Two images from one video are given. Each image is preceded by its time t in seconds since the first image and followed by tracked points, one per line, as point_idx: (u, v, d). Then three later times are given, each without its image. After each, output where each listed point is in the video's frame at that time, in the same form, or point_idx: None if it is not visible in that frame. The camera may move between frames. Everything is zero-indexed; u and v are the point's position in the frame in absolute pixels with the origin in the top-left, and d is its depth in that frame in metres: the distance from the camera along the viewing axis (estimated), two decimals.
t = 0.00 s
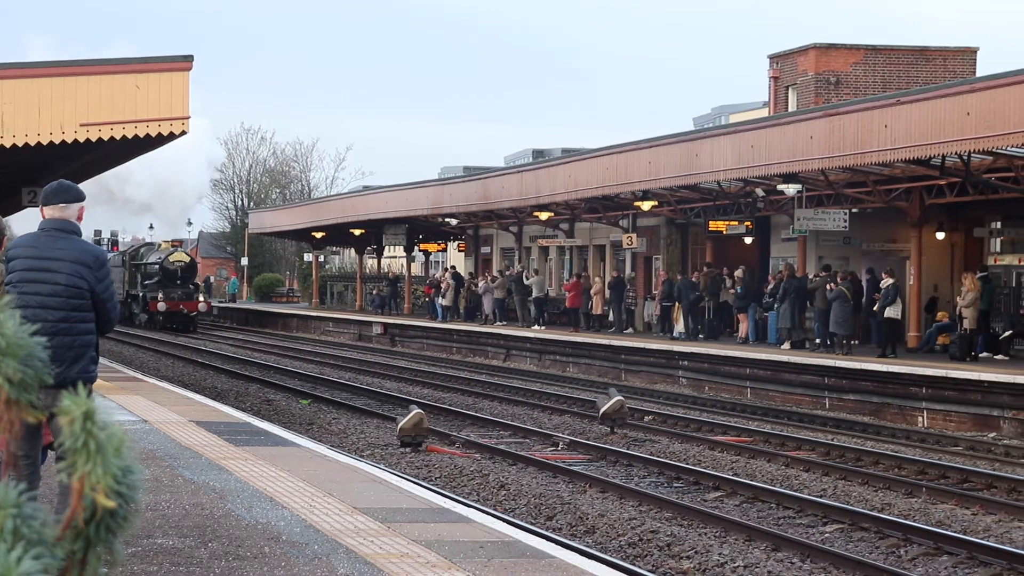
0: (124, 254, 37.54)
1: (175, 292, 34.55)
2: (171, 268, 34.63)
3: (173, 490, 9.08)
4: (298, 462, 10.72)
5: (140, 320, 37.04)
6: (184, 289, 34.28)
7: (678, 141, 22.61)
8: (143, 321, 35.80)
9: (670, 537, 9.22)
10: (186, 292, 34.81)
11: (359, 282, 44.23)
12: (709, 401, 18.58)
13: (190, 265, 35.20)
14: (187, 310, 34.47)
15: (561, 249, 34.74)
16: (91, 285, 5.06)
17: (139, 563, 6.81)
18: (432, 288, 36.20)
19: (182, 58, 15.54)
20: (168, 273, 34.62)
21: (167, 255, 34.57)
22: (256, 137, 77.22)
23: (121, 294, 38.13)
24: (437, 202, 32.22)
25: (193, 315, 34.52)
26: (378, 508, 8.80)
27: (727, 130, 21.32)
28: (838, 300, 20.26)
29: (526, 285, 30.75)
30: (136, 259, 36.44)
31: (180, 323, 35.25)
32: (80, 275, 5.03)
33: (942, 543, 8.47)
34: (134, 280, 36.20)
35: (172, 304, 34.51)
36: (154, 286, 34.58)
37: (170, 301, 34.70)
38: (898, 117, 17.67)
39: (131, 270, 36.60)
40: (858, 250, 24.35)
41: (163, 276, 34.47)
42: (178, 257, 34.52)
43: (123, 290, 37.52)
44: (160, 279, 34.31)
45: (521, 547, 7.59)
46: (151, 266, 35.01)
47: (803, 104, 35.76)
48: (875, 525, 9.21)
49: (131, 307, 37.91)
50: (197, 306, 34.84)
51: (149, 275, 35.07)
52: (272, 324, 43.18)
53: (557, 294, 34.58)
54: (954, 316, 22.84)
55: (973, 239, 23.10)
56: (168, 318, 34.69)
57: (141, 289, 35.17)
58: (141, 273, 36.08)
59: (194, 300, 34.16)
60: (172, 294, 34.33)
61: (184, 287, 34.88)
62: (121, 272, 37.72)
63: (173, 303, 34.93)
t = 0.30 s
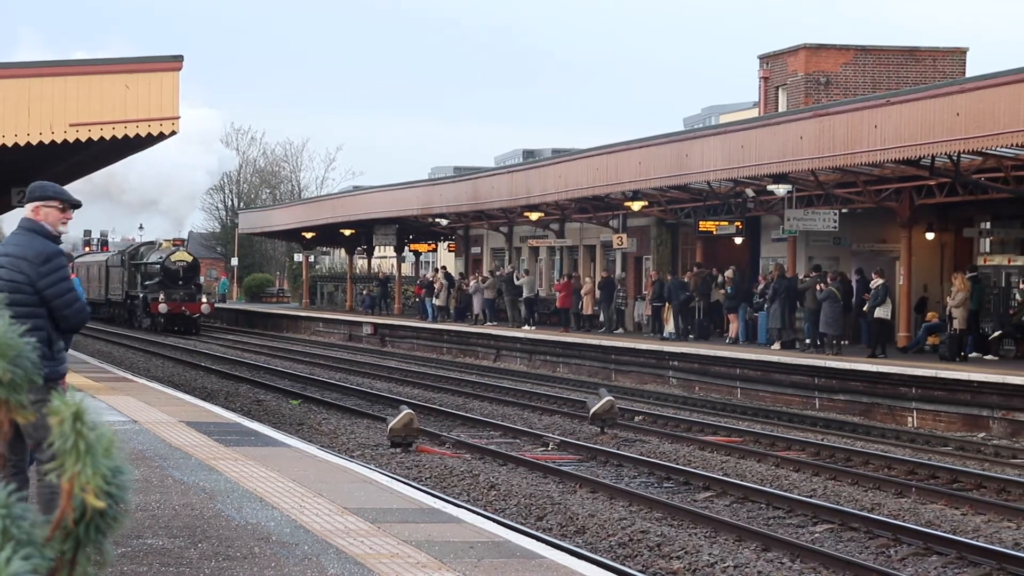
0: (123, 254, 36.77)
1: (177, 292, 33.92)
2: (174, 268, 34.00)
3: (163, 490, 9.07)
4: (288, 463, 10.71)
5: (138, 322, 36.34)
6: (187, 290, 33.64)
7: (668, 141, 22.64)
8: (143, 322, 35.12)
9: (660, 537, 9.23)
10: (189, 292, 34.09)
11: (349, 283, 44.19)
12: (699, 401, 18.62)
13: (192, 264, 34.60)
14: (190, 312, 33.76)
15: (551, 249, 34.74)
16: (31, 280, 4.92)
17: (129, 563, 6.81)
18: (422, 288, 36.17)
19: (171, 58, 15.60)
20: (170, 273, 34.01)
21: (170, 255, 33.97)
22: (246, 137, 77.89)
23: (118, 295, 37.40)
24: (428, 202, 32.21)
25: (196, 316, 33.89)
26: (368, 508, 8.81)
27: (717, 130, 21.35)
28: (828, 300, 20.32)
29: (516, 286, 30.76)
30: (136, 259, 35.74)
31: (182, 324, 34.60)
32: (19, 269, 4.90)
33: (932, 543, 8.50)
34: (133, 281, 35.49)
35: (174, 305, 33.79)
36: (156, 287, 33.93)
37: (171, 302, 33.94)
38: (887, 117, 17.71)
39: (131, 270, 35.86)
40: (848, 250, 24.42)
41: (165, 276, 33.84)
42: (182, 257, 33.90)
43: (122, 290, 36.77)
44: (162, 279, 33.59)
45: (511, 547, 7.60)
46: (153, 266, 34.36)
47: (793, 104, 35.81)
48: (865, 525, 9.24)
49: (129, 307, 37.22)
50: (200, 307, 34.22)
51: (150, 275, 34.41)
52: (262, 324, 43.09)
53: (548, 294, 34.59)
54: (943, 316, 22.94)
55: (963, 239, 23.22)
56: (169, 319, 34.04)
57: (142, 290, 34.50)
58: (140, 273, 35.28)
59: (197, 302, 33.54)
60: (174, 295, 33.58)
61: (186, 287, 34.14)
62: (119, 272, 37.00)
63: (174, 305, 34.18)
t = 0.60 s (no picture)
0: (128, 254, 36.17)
1: (186, 294, 33.40)
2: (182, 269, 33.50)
3: (159, 491, 9.08)
4: (285, 463, 10.72)
5: (144, 324, 35.78)
6: (196, 291, 33.12)
7: (665, 142, 22.65)
8: (151, 324, 34.58)
9: (657, 537, 9.24)
10: (198, 294, 33.58)
11: (346, 283, 44.19)
12: (695, 401, 18.63)
13: (201, 265, 34.09)
14: (199, 314, 33.19)
15: (548, 250, 34.76)
16: None
17: (125, 564, 6.82)
18: (419, 289, 36.16)
19: (167, 59, 15.65)
20: (179, 273, 33.50)
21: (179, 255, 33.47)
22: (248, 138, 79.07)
23: (123, 296, 36.82)
24: (424, 203, 32.22)
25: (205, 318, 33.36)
26: (364, 509, 8.81)
27: (714, 131, 21.37)
28: (825, 301, 20.34)
29: (512, 286, 30.77)
30: (142, 259, 35.18)
31: (191, 326, 34.07)
32: None
33: (928, 543, 8.52)
34: (140, 281, 34.93)
35: (183, 307, 33.22)
36: (164, 288, 33.41)
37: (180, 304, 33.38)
38: (884, 118, 17.73)
39: (136, 270, 35.26)
40: (845, 250, 24.41)
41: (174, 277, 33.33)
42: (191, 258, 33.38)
43: (127, 291, 36.23)
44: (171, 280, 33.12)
45: (508, 548, 7.60)
46: (161, 266, 33.83)
47: (789, 105, 35.83)
48: (861, 526, 9.25)
49: (134, 308, 36.68)
50: (209, 309, 33.71)
51: (158, 275, 33.86)
52: (259, 324, 43.06)
53: (544, 295, 34.60)
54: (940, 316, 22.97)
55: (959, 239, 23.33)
56: (179, 321, 33.41)
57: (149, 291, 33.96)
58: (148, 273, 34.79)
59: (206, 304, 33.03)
60: (183, 296, 33.08)
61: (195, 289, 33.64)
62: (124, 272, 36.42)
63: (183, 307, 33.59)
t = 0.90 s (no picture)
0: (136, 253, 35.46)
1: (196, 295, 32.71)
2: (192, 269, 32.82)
3: (156, 491, 9.09)
4: (281, 463, 10.72)
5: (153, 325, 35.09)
6: (206, 292, 32.42)
7: (662, 142, 22.66)
8: (160, 325, 33.89)
9: (653, 537, 9.24)
10: (209, 295, 32.65)
11: (342, 283, 44.18)
12: (692, 402, 18.64)
13: (212, 264, 33.41)
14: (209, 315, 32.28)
15: (544, 250, 34.76)
16: None
17: (122, 564, 6.83)
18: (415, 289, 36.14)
19: (164, 59, 15.70)
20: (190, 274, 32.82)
21: (189, 254, 32.80)
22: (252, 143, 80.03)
23: (130, 296, 36.12)
24: (421, 203, 32.21)
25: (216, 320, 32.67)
26: (360, 509, 8.81)
27: (710, 131, 21.39)
28: (821, 301, 20.36)
29: (509, 286, 30.76)
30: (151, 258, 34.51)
31: (201, 327, 33.41)
32: None
33: (924, 543, 8.53)
34: (149, 282, 34.25)
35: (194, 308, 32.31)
36: (174, 289, 32.73)
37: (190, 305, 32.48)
38: (880, 118, 17.75)
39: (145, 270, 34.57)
40: (841, 250, 24.39)
41: (184, 277, 32.65)
42: (201, 257, 32.70)
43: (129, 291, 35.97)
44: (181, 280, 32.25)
45: (504, 548, 7.61)
46: (170, 266, 33.15)
47: (786, 105, 35.84)
48: (858, 526, 9.27)
49: (142, 309, 35.99)
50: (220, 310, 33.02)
51: (167, 275, 33.19)
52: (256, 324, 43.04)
53: (541, 295, 34.59)
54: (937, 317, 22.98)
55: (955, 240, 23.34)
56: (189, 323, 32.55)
57: (159, 291, 33.27)
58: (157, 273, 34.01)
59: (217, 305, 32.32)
60: (194, 297, 32.19)
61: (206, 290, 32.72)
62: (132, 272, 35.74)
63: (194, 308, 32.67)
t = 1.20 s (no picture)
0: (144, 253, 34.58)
1: (208, 295, 31.88)
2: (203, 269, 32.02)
3: (152, 491, 9.09)
4: (277, 463, 10.73)
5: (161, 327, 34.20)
6: (218, 293, 31.62)
7: (659, 141, 22.66)
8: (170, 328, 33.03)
9: (650, 537, 9.25)
10: (221, 296, 31.86)
11: (339, 284, 44.16)
12: (688, 402, 18.67)
13: (224, 264, 32.59)
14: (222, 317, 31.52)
15: (541, 250, 34.76)
16: None
17: (118, 564, 6.83)
18: (412, 289, 36.11)
19: (161, 59, 15.65)
20: (200, 274, 32.01)
21: (199, 253, 32.01)
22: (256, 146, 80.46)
23: (137, 297, 35.22)
24: (418, 203, 32.20)
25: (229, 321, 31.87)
26: (357, 508, 8.82)
27: (707, 131, 21.41)
28: (818, 301, 20.38)
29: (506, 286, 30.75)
30: (160, 258, 33.65)
31: (212, 329, 32.59)
32: None
33: (921, 543, 8.53)
34: (157, 282, 33.38)
35: (205, 309, 31.51)
36: (184, 289, 31.90)
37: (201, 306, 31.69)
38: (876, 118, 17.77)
39: (152, 270, 33.71)
40: (837, 250, 24.39)
41: (195, 278, 31.83)
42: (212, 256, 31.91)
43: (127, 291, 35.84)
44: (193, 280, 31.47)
45: (501, 548, 7.61)
46: (181, 265, 32.34)
47: (783, 105, 35.84)
48: (855, 526, 9.28)
49: (150, 310, 35.12)
50: (232, 312, 32.22)
51: (177, 276, 32.35)
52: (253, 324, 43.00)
53: (538, 295, 34.59)
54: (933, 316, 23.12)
55: (951, 240, 23.58)
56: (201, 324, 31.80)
57: (168, 292, 32.40)
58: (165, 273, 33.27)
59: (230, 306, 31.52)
60: (205, 298, 31.39)
61: (218, 290, 31.92)
62: (139, 272, 34.84)
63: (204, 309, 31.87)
